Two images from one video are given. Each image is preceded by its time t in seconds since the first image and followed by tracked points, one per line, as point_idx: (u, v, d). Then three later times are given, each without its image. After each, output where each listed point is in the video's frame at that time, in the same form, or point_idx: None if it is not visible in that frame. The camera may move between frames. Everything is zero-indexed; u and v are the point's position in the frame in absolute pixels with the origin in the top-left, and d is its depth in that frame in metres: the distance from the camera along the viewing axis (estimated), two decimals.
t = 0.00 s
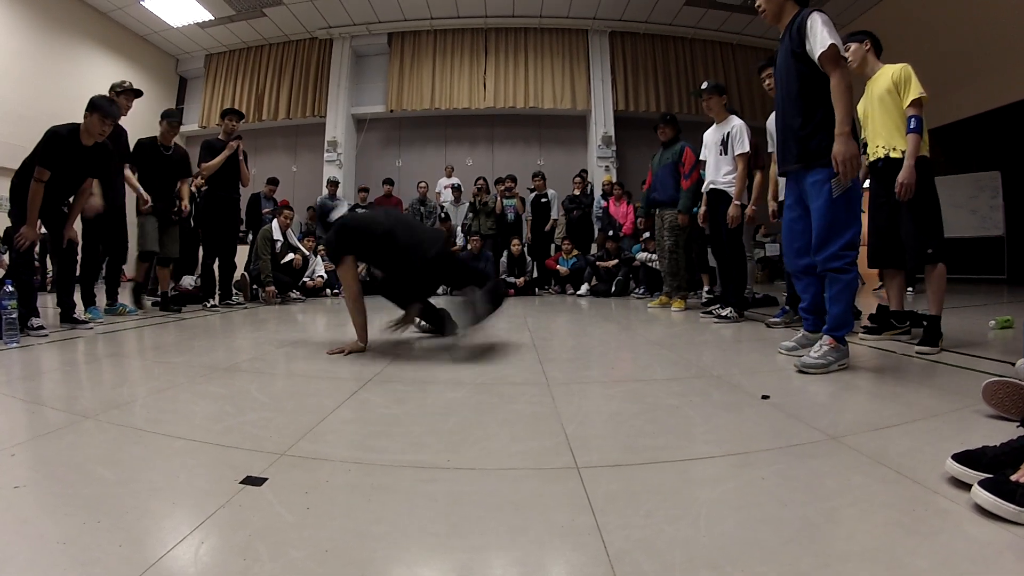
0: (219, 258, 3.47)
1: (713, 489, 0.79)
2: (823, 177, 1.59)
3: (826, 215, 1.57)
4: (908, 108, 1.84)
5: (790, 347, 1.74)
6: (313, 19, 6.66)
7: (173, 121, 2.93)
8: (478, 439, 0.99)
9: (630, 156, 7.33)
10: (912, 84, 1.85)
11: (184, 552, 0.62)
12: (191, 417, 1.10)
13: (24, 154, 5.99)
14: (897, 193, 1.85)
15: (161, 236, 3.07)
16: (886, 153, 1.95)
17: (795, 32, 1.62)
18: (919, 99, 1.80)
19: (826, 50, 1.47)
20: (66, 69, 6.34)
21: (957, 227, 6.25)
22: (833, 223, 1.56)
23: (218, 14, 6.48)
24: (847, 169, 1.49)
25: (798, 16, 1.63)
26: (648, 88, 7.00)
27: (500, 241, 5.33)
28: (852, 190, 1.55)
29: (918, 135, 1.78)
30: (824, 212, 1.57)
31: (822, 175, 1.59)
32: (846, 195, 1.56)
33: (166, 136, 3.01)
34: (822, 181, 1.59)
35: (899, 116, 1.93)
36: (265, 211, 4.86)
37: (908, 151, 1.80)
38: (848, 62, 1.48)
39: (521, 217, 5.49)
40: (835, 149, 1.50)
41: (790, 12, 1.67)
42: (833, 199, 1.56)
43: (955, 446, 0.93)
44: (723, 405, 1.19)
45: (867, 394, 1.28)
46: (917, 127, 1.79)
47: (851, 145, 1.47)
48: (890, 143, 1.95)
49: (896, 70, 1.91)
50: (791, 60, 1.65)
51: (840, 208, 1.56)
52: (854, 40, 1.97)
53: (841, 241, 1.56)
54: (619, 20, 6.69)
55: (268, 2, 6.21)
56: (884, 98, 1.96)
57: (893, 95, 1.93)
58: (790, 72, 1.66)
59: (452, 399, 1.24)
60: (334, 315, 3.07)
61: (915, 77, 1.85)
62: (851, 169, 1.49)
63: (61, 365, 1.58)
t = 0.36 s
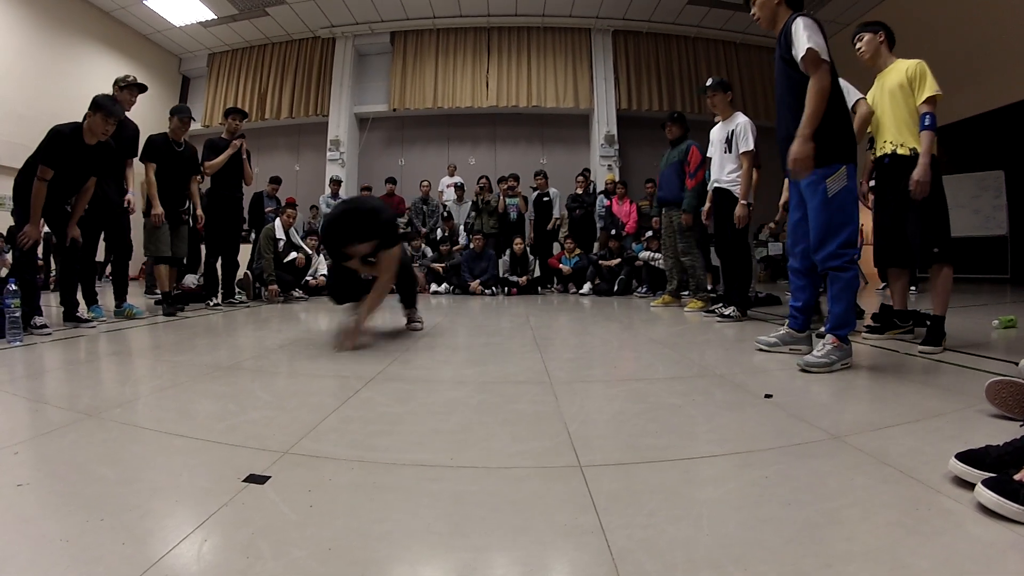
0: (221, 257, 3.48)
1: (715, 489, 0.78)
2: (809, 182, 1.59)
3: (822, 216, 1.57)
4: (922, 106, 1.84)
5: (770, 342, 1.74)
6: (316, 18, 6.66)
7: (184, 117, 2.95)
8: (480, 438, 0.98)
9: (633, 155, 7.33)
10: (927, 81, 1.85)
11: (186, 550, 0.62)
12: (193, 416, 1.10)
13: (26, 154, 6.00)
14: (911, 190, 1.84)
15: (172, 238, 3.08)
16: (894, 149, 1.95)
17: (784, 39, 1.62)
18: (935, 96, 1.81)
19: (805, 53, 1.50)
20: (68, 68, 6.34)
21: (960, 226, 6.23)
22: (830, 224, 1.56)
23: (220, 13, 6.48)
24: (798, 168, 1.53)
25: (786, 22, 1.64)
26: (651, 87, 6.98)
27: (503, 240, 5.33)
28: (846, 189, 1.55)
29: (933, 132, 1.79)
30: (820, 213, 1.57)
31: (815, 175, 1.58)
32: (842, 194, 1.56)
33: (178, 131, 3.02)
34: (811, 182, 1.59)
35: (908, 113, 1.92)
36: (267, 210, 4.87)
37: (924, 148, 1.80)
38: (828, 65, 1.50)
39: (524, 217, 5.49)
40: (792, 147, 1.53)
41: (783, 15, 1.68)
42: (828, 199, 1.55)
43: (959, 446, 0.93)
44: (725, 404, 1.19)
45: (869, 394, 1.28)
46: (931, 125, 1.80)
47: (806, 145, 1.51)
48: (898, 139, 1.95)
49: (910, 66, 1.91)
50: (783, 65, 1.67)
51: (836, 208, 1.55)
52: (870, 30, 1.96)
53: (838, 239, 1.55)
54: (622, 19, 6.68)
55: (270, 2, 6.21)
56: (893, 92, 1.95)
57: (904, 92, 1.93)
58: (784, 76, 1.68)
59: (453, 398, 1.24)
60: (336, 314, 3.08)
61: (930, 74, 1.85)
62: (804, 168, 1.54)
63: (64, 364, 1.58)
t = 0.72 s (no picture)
0: (223, 257, 3.49)
1: (715, 490, 0.78)
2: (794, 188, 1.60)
3: (805, 216, 1.58)
4: (930, 108, 1.84)
5: (772, 345, 1.73)
6: (317, 18, 6.67)
7: (188, 113, 2.95)
8: (481, 438, 0.98)
9: (634, 156, 7.34)
10: (936, 83, 1.84)
11: (187, 551, 0.62)
12: (193, 415, 1.10)
13: (27, 153, 6.01)
14: (927, 196, 1.85)
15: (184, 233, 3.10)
16: (899, 150, 1.95)
17: (774, 51, 1.63)
18: (944, 99, 1.80)
19: (795, 68, 1.51)
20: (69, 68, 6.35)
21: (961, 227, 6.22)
22: (813, 223, 1.57)
23: (222, 13, 6.48)
24: (795, 176, 1.56)
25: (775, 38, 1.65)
26: (653, 87, 6.98)
27: (504, 241, 5.33)
28: (829, 192, 1.56)
29: (943, 136, 1.79)
30: (802, 214, 1.58)
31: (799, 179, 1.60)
32: (825, 197, 1.57)
33: (181, 128, 3.02)
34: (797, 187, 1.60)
35: (914, 113, 1.92)
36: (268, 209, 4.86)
37: (935, 153, 1.80)
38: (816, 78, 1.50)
39: (525, 217, 5.48)
40: (790, 156, 1.57)
41: (770, 34, 1.70)
42: (812, 200, 1.56)
43: (959, 447, 0.93)
44: (725, 406, 1.19)
45: (869, 395, 1.28)
46: (940, 128, 1.80)
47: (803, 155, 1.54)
48: (902, 140, 1.95)
49: (920, 66, 1.89)
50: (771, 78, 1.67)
51: (819, 209, 1.56)
52: (880, 26, 1.94)
53: (821, 238, 1.56)
54: (623, 19, 6.67)
55: (271, 1, 6.22)
56: (900, 91, 1.95)
57: (912, 91, 1.93)
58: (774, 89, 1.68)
59: (454, 398, 1.24)
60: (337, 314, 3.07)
61: (939, 76, 1.84)
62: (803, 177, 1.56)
63: (64, 363, 1.58)
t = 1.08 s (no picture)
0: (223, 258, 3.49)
1: (715, 491, 0.78)
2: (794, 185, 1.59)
3: (804, 214, 1.58)
4: (929, 110, 1.84)
5: (772, 347, 1.74)
6: (317, 19, 6.67)
7: (195, 114, 2.95)
8: (481, 440, 0.98)
9: (633, 157, 7.35)
10: (936, 85, 1.84)
11: (186, 552, 0.62)
12: (193, 417, 1.10)
13: (26, 154, 6.01)
14: (922, 197, 1.85)
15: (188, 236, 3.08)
16: (898, 151, 1.95)
17: (772, 53, 1.64)
18: (942, 101, 1.80)
19: (797, 68, 1.52)
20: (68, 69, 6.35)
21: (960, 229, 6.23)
22: (811, 221, 1.56)
23: (221, 14, 6.49)
24: (801, 171, 1.54)
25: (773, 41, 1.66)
26: (652, 89, 6.99)
27: (503, 242, 5.33)
28: (828, 191, 1.56)
29: (941, 137, 1.79)
30: (801, 212, 1.58)
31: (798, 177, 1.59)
32: (823, 196, 1.57)
33: (187, 128, 3.02)
34: (797, 186, 1.59)
35: (912, 114, 1.92)
36: (268, 210, 4.86)
37: (932, 153, 1.80)
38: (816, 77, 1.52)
39: (524, 219, 5.47)
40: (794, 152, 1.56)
41: (766, 39, 1.71)
42: (812, 198, 1.56)
43: (958, 448, 0.93)
44: (725, 407, 1.19)
45: (869, 396, 1.28)
46: (939, 129, 1.79)
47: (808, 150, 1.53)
48: (902, 141, 1.95)
49: (918, 67, 1.89)
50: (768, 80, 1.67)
51: (816, 208, 1.56)
52: (879, 26, 1.94)
53: (818, 236, 1.56)
54: (623, 21, 6.68)
55: (270, 3, 6.22)
56: (899, 92, 1.96)
57: (911, 92, 1.93)
58: (769, 92, 1.69)
59: (453, 400, 1.24)
60: (336, 315, 3.07)
61: (938, 77, 1.84)
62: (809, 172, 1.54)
63: (64, 364, 1.58)
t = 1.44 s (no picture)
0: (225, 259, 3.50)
1: (715, 493, 0.78)
2: (807, 186, 1.59)
3: (819, 218, 1.57)
4: (927, 110, 1.84)
5: (771, 347, 1.74)
6: (318, 20, 6.69)
7: (201, 117, 2.94)
8: (482, 441, 0.98)
9: (634, 159, 7.35)
10: (932, 85, 1.84)
11: (186, 552, 0.62)
12: (193, 417, 1.10)
13: (28, 154, 6.02)
14: (921, 197, 1.86)
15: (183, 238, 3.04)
16: (900, 154, 1.94)
17: (779, 46, 1.63)
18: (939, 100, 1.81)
19: (806, 63, 1.51)
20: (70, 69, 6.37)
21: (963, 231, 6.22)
22: (828, 226, 1.56)
23: (223, 15, 6.51)
24: (806, 171, 1.55)
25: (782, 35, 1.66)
26: (652, 91, 7.00)
27: (504, 243, 5.33)
28: (843, 194, 1.56)
29: (939, 136, 1.80)
30: (817, 216, 1.57)
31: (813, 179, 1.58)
32: (839, 199, 1.57)
33: (193, 131, 3.00)
34: (810, 186, 1.59)
35: (912, 115, 1.93)
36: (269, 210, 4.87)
37: (931, 154, 1.81)
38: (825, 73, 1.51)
39: (525, 220, 5.46)
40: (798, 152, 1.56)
41: (775, 34, 1.71)
42: (827, 202, 1.56)
43: (959, 450, 0.93)
44: (726, 409, 1.19)
45: (870, 398, 1.28)
46: (936, 129, 1.80)
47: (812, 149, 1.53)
48: (903, 143, 1.94)
49: (914, 69, 1.90)
50: (777, 76, 1.66)
51: (832, 211, 1.56)
52: (877, 30, 1.94)
53: (835, 240, 1.56)
54: (624, 22, 6.69)
55: (272, 4, 6.24)
56: (898, 95, 1.96)
57: (908, 94, 1.93)
58: (777, 87, 1.68)
59: (454, 401, 1.23)
60: (337, 316, 3.07)
61: (935, 78, 1.84)
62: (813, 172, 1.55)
63: (64, 363, 1.59)
